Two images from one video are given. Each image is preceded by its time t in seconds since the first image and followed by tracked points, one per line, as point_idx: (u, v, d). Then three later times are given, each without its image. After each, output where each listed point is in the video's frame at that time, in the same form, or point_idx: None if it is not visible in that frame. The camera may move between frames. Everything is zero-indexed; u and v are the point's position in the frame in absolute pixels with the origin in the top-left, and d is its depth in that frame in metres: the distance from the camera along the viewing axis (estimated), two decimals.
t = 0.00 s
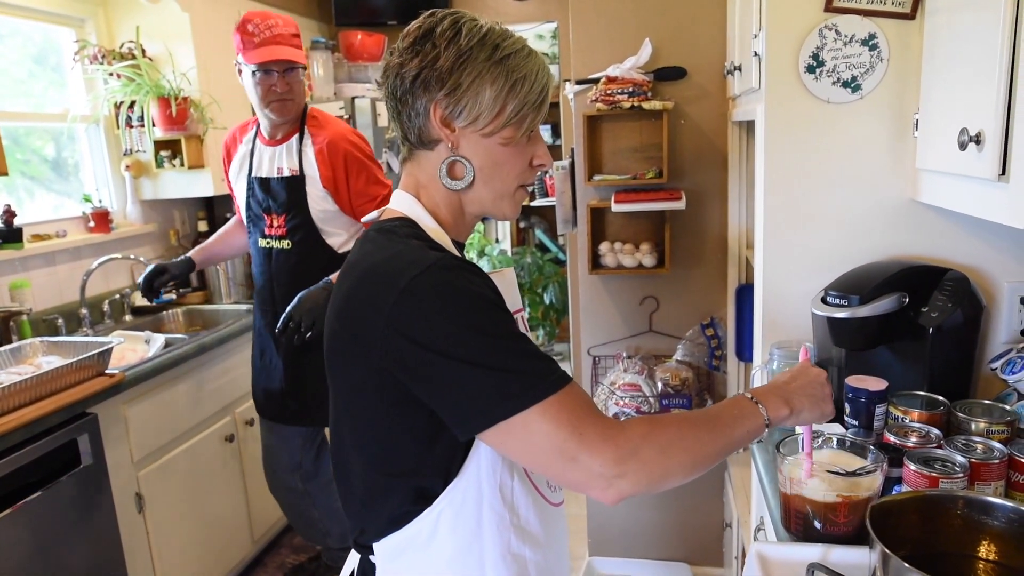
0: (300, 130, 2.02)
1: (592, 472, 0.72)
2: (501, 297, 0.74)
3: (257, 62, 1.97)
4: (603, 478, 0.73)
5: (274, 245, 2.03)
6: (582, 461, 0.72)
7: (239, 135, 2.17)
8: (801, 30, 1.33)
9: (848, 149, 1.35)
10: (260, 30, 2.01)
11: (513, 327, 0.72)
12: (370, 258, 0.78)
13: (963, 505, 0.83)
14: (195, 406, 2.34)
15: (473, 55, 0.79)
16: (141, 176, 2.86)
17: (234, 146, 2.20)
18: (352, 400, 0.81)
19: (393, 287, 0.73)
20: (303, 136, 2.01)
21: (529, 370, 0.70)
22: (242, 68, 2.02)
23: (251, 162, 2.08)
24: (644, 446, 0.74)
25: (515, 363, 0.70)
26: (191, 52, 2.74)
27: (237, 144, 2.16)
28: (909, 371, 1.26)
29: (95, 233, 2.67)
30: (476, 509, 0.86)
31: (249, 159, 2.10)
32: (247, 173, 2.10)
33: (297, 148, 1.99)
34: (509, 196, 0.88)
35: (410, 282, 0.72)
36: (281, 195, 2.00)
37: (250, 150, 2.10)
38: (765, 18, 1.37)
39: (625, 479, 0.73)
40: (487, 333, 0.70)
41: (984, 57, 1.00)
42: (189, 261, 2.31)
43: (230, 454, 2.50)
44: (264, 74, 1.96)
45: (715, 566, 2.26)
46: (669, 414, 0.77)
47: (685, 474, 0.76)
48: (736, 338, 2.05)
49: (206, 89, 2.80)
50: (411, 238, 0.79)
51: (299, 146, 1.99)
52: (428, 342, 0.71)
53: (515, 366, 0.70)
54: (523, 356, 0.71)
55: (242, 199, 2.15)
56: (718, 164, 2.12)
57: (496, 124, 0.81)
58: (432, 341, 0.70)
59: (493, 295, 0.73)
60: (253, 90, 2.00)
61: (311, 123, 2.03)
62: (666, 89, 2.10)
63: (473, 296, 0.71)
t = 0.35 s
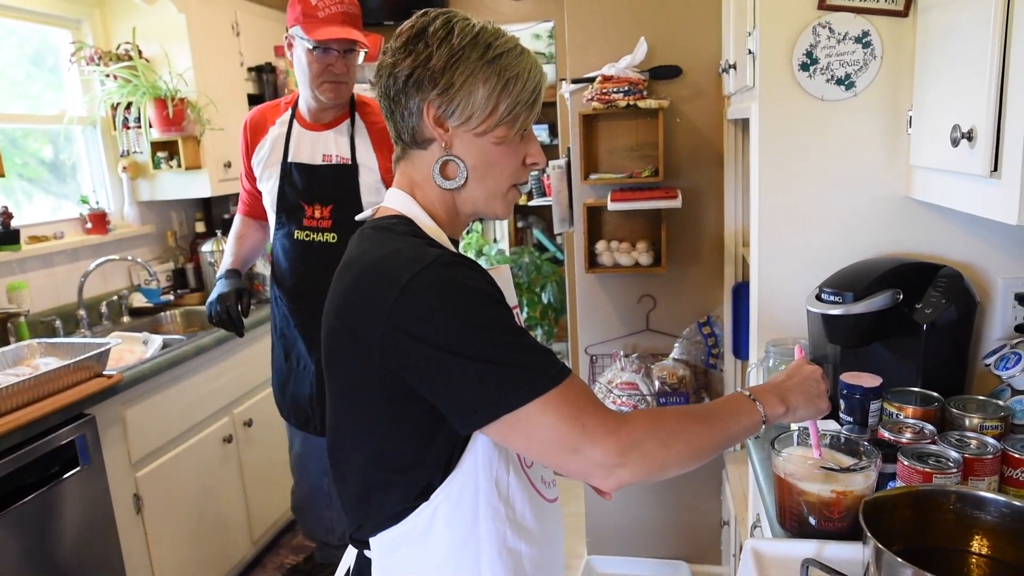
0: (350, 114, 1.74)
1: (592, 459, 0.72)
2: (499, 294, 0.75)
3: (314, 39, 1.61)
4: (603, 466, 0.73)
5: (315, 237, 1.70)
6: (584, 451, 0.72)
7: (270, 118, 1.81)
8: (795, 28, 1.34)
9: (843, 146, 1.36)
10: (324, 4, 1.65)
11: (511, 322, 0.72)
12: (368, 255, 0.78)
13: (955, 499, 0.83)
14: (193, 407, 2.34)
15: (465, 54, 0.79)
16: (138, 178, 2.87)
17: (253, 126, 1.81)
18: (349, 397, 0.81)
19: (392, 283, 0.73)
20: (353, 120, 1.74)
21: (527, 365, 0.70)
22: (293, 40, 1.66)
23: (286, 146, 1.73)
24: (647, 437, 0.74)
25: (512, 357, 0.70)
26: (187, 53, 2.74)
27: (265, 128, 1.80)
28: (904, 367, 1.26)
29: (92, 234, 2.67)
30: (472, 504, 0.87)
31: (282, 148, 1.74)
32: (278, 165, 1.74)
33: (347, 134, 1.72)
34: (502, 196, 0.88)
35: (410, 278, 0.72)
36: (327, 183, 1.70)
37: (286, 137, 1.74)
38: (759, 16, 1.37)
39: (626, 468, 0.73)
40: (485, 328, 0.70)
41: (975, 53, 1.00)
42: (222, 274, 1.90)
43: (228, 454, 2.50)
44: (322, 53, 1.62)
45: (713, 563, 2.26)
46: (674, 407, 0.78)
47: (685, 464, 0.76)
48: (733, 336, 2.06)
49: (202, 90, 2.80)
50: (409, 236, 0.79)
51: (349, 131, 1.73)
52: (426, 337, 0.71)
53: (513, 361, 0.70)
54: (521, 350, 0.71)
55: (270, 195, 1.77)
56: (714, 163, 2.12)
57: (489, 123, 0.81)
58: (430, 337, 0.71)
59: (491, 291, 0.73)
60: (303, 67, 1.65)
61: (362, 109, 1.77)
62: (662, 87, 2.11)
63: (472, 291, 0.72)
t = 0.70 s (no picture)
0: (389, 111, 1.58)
1: (582, 467, 0.73)
2: (494, 296, 0.75)
3: (369, 32, 1.36)
4: (593, 475, 0.73)
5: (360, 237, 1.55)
6: (573, 458, 0.72)
7: (306, 106, 1.58)
8: (789, 32, 1.35)
9: (837, 149, 1.37)
10: None
11: (506, 324, 0.73)
12: (364, 258, 0.79)
13: (947, 498, 0.84)
14: (191, 409, 2.35)
15: (459, 58, 0.80)
16: (135, 180, 2.87)
17: (287, 116, 1.56)
18: (346, 399, 0.82)
19: (387, 286, 0.74)
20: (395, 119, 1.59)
21: (522, 367, 0.71)
22: (342, 27, 1.41)
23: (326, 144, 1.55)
24: (634, 441, 0.75)
25: (507, 360, 0.71)
26: (184, 56, 2.74)
27: (302, 118, 1.57)
28: (899, 367, 1.27)
29: (89, 237, 2.67)
30: (470, 504, 0.87)
31: (322, 141, 1.55)
32: (318, 160, 1.55)
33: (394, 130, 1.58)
34: (497, 199, 0.89)
35: (405, 280, 0.73)
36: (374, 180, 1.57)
37: (326, 130, 1.56)
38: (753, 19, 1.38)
39: (616, 476, 0.74)
40: (481, 331, 0.71)
41: (967, 56, 1.01)
42: (251, 291, 1.63)
43: (226, 456, 2.51)
44: (375, 46, 1.38)
45: (710, 563, 2.27)
46: (658, 412, 0.78)
47: (675, 468, 0.77)
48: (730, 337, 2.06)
49: (199, 92, 2.81)
50: (404, 238, 0.80)
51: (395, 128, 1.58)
52: (422, 339, 0.71)
53: (508, 363, 0.71)
54: (516, 353, 0.72)
55: (306, 194, 1.56)
56: (710, 165, 2.13)
57: (484, 127, 0.82)
58: (426, 339, 0.71)
59: (487, 294, 0.74)
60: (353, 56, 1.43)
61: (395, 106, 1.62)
62: (657, 90, 2.11)
63: (467, 294, 0.72)
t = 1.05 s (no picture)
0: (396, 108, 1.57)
1: (582, 461, 0.73)
2: (490, 297, 0.75)
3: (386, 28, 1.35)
4: (592, 468, 0.74)
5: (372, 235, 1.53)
6: (573, 453, 0.73)
7: (314, 100, 1.51)
8: (783, 31, 1.35)
9: (831, 148, 1.37)
10: None
11: (503, 324, 0.73)
12: (362, 256, 0.79)
13: (938, 495, 0.85)
14: (186, 408, 2.34)
15: (460, 57, 0.80)
16: (129, 178, 2.86)
17: (295, 109, 1.50)
18: (342, 397, 0.82)
19: (384, 285, 0.74)
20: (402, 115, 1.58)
21: (518, 367, 0.71)
22: (356, 19, 1.39)
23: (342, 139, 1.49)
24: (634, 440, 0.75)
25: (505, 360, 0.71)
26: (179, 54, 2.74)
27: (312, 113, 1.50)
28: (892, 366, 1.27)
29: (83, 235, 2.66)
30: (464, 503, 0.87)
31: (336, 138, 1.49)
32: (334, 158, 1.49)
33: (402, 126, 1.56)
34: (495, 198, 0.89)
35: (402, 280, 0.73)
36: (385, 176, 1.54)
37: (340, 127, 1.49)
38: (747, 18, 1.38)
39: (615, 469, 0.74)
40: (478, 331, 0.71)
41: (960, 56, 1.02)
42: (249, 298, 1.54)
43: (221, 454, 2.50)
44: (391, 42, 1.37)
45: (705, 560, 2.28)
46: (658, 411, 0.78)
47: (675, 464, 0.77)
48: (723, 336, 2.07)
49: (194, 90, 2.80)
50: (401, 237, 0.80)
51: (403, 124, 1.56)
52: (420, 339, 0.71)
53: (505, 363, 0.71)
54: (513, 353, 0.72)
55: (319, 194, 1.49)
56: (705, 163, 2.14)
57: (483, 126, 0.82)
58: (422, 338, 0.71)
59: (483, 294, 0.74)
60: (367, 51, 1.41)
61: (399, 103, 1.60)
62: (652, 88, 2.12)
63: (463, 293, 0.72)
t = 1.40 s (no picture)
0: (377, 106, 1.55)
1: (564, 469, 0.73)
2: (477, 298, 0.75)
3: (359, 21, 1.34)
4: (575, 477, 0.73)
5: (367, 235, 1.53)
6: (555, 461, 0.72)
7: (291, 100, 1.49)
8: (773, 30, 1.35)
9: (821, 147, 1.37)
10: None
11: (489, 326, 0.73)
12: (348, 257, 0.79)
13: (926, 493, 0.86)
14: (177, 408, 2.33)
15: (448, 56, 0.80)
16: (120, 178, 2.84)
17: (277, 111, 1.46)
18: (328, 399, 0.82)
19: (369, 287, 0.73)
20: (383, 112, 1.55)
21: (504, 370, 0.71)
22: (330, 15, 1.39)
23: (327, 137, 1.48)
24: (617, 447, 0.75)
25: (490, 363, 0.71)
26: (170, 52, 2.73)
27: (292, 113, 1.47)
28: (882, 366, 1.28)
29: (73, 235, 2.64)
30: (453, 505, 0.87)
31: (323, 137, 1.48)
32: (323, 157, 1.48)
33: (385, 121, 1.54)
34: (484, 197, 0.88)
35: (387, 281, 0.72)
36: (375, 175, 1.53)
37: (325, 125, 1.48)
38: (737, 17, 1.39)
39: (599, 478, 0.74)
40: (464, 334, 0.71)
41: (947, 55, 1.02)
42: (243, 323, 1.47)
43: (213, 455, 2.49)
44: (366, 35, 1.36)
45: (697, 559, 2.28)
46: (644, 416, 0.78)
47: (659, 472, 0.77)
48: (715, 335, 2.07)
49: (185, 89, 2.79)
50: (388, 238, 0.79)
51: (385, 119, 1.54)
52: (405, 341, 0.71)
53: (491, 366, 0.71)
54: (498, 356, 0.72)
55: (312, 194, 1.47)
56: (697, 162, 2.14)
57: (470, 126, 0.81)
58: (407, 340, 0.71)
59: (468, 295, 0.74)
60: (342, 46, 1.40)
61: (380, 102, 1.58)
62: (644, 87, 2.12)
63: (449, 295, 0.72)
